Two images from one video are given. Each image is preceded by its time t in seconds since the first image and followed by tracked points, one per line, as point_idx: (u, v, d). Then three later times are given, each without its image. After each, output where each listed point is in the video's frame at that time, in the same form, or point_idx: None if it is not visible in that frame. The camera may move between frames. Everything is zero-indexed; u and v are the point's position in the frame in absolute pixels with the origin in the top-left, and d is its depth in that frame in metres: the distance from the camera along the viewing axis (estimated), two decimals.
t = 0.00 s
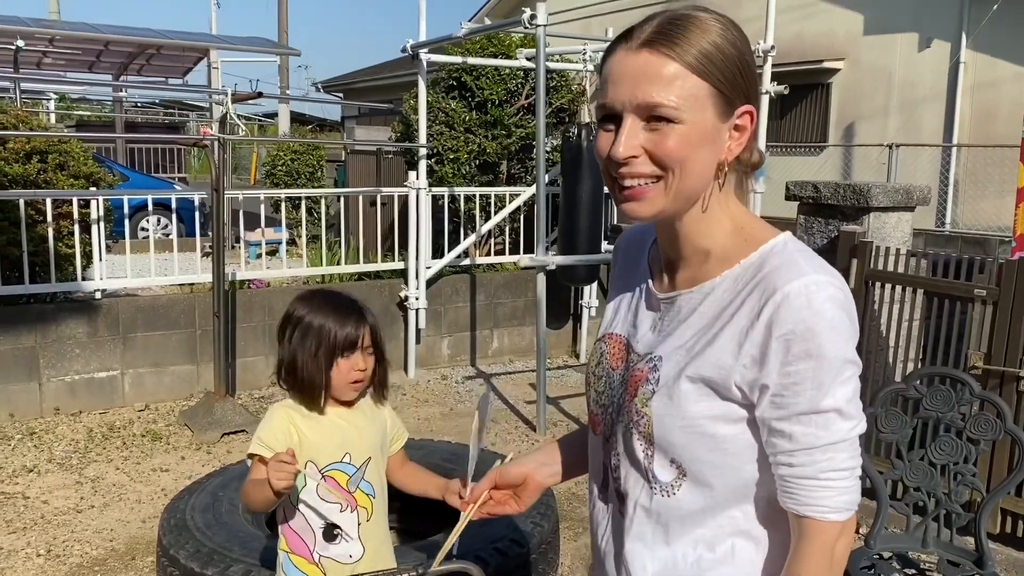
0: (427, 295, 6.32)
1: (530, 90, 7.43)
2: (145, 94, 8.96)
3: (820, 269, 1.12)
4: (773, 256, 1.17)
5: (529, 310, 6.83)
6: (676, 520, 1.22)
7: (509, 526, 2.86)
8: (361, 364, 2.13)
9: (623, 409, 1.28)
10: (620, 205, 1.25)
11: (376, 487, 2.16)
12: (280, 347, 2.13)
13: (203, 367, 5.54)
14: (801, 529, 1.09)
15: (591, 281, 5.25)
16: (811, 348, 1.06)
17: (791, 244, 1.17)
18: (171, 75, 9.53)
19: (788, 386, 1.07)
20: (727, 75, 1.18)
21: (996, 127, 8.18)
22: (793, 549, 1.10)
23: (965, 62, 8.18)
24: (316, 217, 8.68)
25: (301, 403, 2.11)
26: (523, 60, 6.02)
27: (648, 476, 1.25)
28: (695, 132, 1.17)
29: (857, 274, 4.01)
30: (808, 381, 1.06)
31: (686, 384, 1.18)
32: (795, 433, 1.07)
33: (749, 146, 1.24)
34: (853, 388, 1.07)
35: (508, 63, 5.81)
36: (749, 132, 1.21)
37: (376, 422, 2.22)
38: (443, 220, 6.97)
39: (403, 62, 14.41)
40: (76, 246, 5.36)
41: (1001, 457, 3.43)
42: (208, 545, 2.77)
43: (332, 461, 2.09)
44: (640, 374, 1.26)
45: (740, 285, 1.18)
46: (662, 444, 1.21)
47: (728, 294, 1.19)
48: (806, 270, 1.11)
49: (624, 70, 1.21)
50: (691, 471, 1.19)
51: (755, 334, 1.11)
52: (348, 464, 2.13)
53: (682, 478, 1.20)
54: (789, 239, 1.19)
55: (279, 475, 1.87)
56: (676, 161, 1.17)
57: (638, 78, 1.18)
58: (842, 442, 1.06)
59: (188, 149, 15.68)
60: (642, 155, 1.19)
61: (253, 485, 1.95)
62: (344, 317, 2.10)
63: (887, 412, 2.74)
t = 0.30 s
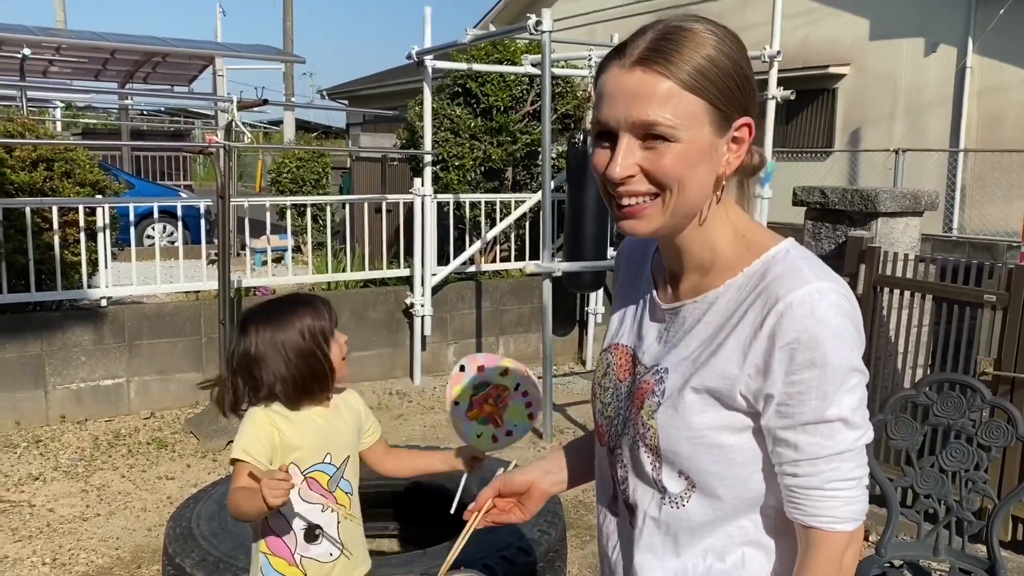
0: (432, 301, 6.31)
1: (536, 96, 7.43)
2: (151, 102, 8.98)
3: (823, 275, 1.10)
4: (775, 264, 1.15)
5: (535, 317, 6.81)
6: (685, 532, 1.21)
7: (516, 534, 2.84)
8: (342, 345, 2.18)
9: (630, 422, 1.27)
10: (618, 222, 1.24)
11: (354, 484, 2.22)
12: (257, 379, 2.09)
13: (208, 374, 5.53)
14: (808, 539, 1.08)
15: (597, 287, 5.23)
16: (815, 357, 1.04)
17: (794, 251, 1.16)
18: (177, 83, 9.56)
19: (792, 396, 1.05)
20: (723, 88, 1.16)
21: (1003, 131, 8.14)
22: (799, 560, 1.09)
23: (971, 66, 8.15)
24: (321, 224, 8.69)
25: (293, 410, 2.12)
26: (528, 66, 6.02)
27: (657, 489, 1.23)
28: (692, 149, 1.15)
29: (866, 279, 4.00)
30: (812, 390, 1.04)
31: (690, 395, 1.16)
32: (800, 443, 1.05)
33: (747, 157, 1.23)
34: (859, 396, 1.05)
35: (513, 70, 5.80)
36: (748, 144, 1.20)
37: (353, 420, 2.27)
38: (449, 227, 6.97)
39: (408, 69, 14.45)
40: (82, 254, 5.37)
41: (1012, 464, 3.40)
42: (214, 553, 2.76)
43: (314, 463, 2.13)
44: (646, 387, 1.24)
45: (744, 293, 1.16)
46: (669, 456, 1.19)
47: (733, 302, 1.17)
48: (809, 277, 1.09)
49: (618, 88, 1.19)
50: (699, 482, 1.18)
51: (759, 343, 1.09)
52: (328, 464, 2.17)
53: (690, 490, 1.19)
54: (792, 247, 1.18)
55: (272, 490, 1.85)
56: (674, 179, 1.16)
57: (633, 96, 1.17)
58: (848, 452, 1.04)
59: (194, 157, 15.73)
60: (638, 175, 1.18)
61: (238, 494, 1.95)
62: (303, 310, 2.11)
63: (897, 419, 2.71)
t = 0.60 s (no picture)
0: (437, 306, 6.30)
1: (540, 101, 7.42)
2: (157, 108, 9.01)
3: (824, 273, 1.09)
4: (775, 263, 1.14)
5: (540, 321, 6.80)
6: (690, 540, 1.19)
7: (520, 540, 2.83)
8: (342, 341, 2.22)
9: (634, 430, 1.25)
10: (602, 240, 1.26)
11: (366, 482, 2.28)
12: (262, 394, 2.11)
13: (213, 380, 5.54)
14: (813, 542, 1.07)
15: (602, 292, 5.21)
16: (818, 357, 1.03)
17: (792, 249, 1.15)
18: (183, 90, 9.59)
19: (796, 397, 1.05)
20: (670, 97, 1.14)
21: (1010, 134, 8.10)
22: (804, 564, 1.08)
23: (977, 68, 8.10)
24: (326, 229, 8.70)
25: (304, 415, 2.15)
26: (532, 70, 6.01)
27: (661, 498, 1.22)
28: (647, 165, 1.15)
29: (872, 283, 3.94)
30: (816, 391, 1.03)
31: (694, 400, 1.15)
32: (805, 444, 1.05)
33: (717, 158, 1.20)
34: (863, 396, 1.04)
35: (517, 74, 5.80)
36: (712, 141, 1.17)
37: (359, 420, 2.33)
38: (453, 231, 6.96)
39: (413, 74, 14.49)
40: (87, 260, 5.38)
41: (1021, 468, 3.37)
42: (217, 559, 2.75)
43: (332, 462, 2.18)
44: (649, 394, 1.23)
45: (744, 295, 1.15)
46: (673, 464, 1.18)
47: (733, 304, 1.16)
48: (809, 275, 1.08)
49: (573, 116, 1.21)
50: (703, 490, 1.16)
51: (761, 344, 1.09)
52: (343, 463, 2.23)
53: (695, 498, 1.18)
54: (789, 245, 1.17)
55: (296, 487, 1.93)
56: (635, 198, 1.16)
57: (584, 124, 1.18)
58: (853, 452, 1.03)
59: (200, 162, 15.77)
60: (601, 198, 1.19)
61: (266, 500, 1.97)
62: (296, 317, 2.13)
63: (903, 423, 2.68)
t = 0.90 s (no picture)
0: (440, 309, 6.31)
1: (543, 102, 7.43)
2: (162, 112, 9.04)
3: (792, 268, 1.11)
4: (742, 260, 1.16)
5: (543, 323, 6.80)
6: (683, 550, 1.20)
7: (521, 544, 2.82)
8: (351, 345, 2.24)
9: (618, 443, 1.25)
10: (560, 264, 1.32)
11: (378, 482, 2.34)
12: (271, 405, 2.15)
13: (217, 383, 5.55)
14: (806, 540, 1.08)
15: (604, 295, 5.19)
16: (792, 351, 1.05)
17: (758, 248, 1.16)
18: (187, 94, 9.63)
19: (773, 393, 1.06)
20: (560, 136, 1.18)
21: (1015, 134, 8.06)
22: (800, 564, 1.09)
23: (981, 69, 8.05)
24: (330, 232, 8.72)
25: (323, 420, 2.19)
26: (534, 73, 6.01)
27: (651, 511, 1.22)
28: (556, 202, 1.20)
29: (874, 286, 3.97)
30: (792, 385, 1.05)
31: (676, 406, 1.16)
32: (787, 441, 1.06)
33: (635, 177, 1.20)
34: (841, 387, 1.06)
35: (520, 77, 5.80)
36: (618, 165, 1.18)
37: (370, 427, 2.40)
38: (457, 234, 6.96)
39: (418, 77, 14.51)
40: (91, 264, 5.40)
41: None
42: (220, 562, 2.76)
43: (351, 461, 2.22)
44: (630, 405, 1.23)
45: (714, 294, 1.16)
46: (660, 474, 1.18)
47: (703, 305, 1.17)
48: (776, 270, 1.11)
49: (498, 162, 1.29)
50: (689, 496, 1.18)
51: (735, 343, 1.10)
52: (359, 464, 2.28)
53: (684, 508, 1.18)
54: (754, 243, 1.18)
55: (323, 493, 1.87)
56: (556, 234, 1.22)
57: (503, 171, 1.26)
58: (836, 445, 1.04)
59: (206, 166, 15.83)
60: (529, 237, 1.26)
61: (282, 491, 1.96)
62: (302, 328, 2.16)
63: (906, 425, 2.67)
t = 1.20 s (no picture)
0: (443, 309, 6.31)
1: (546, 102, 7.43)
2: (166, 112, 9.05)
3: (758, 258, 1.12)
4: (708, 253, 1.16)
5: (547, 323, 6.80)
6: (667, 550, 1.19)
7: (521, 542, 2.83)
8: (359, 353, 2.23)
9: (594, 448, 1.24)
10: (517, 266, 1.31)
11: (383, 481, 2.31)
12: (273, 404, 2.16)
13: (220, 382, 5.56)
14: (788, 531, 1.08)
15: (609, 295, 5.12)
16: (764, 341, 1.06)
17: (721, 238, 1.17)
18: (191, 95, 9.64)
19: (748, 384, 1.07)
20: (511, 138, 1.17)
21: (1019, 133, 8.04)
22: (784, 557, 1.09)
23: (985, 67, 8.03)
24: (333, 232, 8.73)
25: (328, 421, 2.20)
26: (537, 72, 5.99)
27: (631, 513, 1.21)
28: (512, 205, 1.20)
29: (877, 284, 3.97)
30: (767, 375, 1.05)
31: (652, 406, 1.15)
32: (765, 432, 1.06)
33: (591, 179, 1.21)
34: (814, 374, 1.06)
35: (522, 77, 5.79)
36: (572, 168, 1.18)
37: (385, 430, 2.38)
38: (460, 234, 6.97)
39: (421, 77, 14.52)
40: (95, 263, 5.42)
41: None
42: (221, 561, 2.76)
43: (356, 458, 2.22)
44: (604, 407, 1.22)
45: (683, 289, 1.16)
46: (640, 476, 1.17)
47: (673, 300, 1.17)
48: (744, 261, 1.11)
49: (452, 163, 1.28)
50: (671, 495, 1.17)
51: (707, 337, 1.10)
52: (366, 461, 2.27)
53: (666, 508, 1.17)
54: (719, 235, 1.19)
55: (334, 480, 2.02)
56: (510, 237, 1.22)
57: (457, 173, 1.25)
58: (814, 433, 1.05)
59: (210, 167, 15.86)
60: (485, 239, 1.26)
61: (290, 477, 2.01)
62: (312, 334, 2.15)
63: (907, 422, 2.66)
